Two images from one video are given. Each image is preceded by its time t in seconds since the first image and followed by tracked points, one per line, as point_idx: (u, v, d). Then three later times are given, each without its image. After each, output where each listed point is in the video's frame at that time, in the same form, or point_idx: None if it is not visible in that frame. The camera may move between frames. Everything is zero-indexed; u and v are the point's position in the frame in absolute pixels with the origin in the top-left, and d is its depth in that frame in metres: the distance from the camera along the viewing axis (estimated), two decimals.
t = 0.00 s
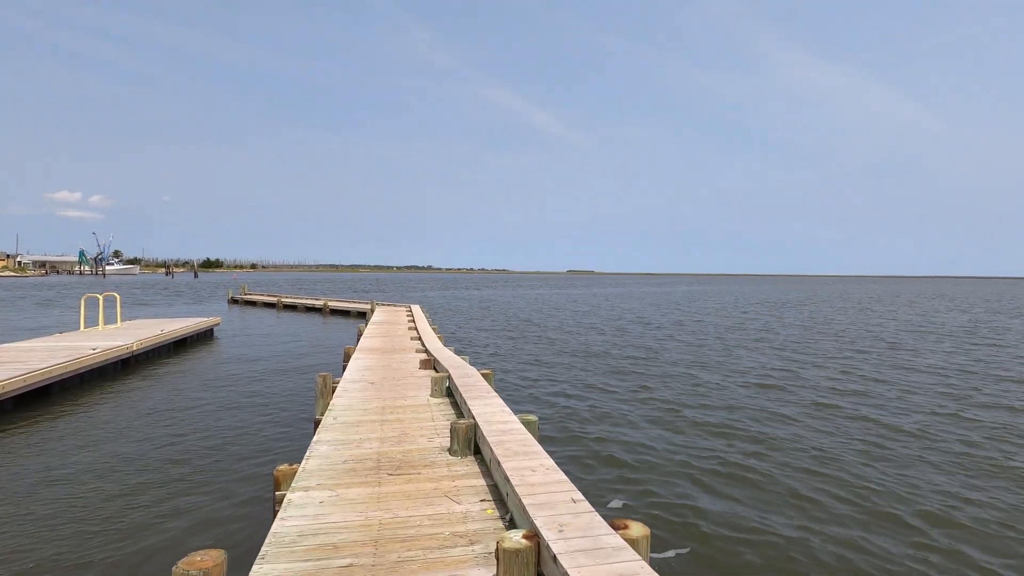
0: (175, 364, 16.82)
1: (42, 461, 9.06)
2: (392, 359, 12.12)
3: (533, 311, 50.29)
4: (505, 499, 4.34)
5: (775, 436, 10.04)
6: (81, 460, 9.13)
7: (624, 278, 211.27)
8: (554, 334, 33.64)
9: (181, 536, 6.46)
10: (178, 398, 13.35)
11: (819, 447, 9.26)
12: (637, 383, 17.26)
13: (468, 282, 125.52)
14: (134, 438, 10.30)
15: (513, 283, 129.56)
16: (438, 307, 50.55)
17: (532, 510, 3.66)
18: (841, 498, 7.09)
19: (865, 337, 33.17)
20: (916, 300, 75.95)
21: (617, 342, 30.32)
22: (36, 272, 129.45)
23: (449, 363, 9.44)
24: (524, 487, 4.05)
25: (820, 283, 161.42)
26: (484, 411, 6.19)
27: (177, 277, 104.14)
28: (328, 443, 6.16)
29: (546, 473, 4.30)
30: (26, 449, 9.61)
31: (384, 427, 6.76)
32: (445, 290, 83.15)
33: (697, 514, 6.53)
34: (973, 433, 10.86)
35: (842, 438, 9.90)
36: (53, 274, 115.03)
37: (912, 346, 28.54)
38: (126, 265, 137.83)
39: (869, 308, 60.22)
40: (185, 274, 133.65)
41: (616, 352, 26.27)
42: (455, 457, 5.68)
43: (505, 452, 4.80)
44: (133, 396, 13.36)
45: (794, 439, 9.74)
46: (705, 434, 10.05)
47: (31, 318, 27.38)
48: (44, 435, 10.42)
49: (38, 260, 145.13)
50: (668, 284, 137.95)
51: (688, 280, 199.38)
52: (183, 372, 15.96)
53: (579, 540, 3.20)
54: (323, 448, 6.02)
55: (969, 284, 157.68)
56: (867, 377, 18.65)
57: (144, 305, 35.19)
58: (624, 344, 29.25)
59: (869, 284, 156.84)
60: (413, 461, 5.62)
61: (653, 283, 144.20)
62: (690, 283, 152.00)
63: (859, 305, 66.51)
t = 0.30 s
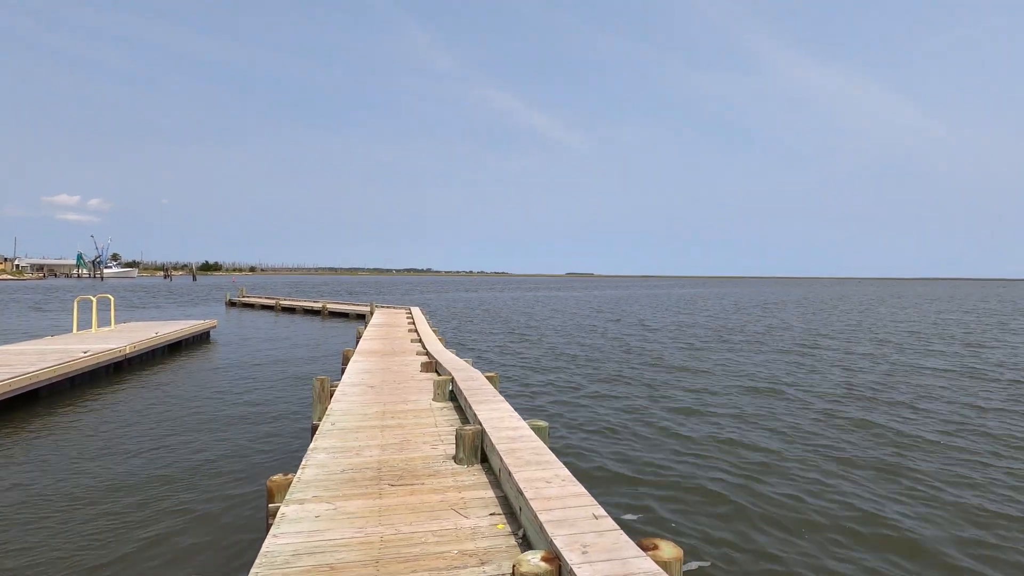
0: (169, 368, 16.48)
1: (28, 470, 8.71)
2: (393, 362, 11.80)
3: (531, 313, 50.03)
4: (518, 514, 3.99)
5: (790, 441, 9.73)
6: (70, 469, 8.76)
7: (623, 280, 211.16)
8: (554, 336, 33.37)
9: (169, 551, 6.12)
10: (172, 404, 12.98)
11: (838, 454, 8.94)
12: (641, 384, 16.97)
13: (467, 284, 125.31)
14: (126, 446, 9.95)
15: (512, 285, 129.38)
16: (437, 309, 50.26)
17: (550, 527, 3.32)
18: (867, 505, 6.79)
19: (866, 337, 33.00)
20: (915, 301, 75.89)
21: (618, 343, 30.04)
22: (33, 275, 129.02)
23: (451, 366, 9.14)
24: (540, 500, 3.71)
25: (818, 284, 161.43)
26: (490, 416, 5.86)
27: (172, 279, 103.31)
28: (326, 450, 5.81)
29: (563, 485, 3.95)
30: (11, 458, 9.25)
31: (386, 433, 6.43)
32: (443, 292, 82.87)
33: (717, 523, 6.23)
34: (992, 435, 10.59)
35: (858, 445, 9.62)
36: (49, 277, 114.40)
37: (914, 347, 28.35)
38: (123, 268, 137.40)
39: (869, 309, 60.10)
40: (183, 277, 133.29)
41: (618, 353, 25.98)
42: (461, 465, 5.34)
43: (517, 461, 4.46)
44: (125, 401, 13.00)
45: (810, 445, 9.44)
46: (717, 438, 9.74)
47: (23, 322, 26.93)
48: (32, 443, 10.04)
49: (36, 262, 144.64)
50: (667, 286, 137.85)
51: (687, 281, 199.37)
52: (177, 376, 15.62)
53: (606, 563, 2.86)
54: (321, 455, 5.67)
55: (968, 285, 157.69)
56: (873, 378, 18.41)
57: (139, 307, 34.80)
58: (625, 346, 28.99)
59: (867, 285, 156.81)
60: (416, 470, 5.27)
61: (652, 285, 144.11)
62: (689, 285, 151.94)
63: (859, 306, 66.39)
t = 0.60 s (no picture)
0: (164, 369, 16.16)
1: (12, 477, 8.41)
2: (393, 363, 11.45)
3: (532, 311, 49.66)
4: (528, 535, 3.66)
5: (803, 447, 9.39)
6: (57, 475, 8.43)
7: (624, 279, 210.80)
8: (556, 334, 33.02)
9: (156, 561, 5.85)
10: (166, 406, 12.63)
11: (855, 464, 8.61)
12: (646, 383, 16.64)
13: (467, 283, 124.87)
14: (116, 450, 9.60)
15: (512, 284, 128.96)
16: (438, 308, 49.88)
17: (567, 555, 2.99)
18: (890, 527, 6.46)
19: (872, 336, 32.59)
20: (918, 299, 75.46)
21: (621, 342, 29.68)
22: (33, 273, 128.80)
23: (453, 369, 8.79)
24: (554, 523, 3.36)
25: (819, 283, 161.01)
26: (496, 424, 5.52)
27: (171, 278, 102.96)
28: (322, 461, 5.47)
29: (577, 505, 3.61)
30: None
31: (385, 442, 6.09)
32: (444, 290, 82.58)
33: (735, 546, 5.90)
34: (1012, 438, 10.25)
35: (875, 452, 9.28)
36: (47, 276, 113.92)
37: (922, 345, 27.97)
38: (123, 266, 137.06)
39: (873, 308, 59.68)
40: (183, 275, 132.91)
41: (621, 352, 25.65)
42: (465, 478, 5.01)
43: (527, 476, 4.12)
44: (118, 404, 12.64)
45: (825, 452, 9.10)
46: (729, 444, 9.39)
47: (18, 321, 26.58)
48: (19, 448, 9.70)
49: (36, 261, 144.35)
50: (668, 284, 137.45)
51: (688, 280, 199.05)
52: (172, 377, 15.29)
53: None
54: (316, 467, 5.33)
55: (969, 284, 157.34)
56: (883, 377, 18.05)
57: (137, 305, 34.49)
58: (629, 344, 28.65)
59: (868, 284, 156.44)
60: (418, 483, 4.94)
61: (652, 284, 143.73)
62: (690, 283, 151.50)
63: (863, 304, 65.96)
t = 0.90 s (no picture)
0: (159, 368, 15.84)
1: None
2: (393, 364, 11.10)
3: (533, 312, 49.36)
4: (541, 555, 3.33)
5: (821, 452, 9.02)
6: (43, 481, 8.07)
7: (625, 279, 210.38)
8: (558, 336, 32.69)
9: None
10: (160, 408, 12.31)
11: (877, 468, 8.24)
12: (652, 384, 16.30)
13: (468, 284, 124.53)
14: (105, 455, 9.23)
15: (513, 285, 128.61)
16: (438, 309, 49.56)
17: None
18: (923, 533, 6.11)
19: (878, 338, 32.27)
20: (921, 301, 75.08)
21: (624, 343, 29.34)
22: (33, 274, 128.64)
23: (455, 370, 8.44)
24: (572, 546, 3.00)
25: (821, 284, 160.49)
26: (503, 430, 5.16)
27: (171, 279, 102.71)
28: (317, 469, 5.11)
29: (597, 524, 3.30)
30: None
31: (384, 449, 5.73)
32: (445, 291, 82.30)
33: (762, 559, 5.52)
34: None
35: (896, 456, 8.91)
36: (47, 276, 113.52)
37: (929, 347, 27.63)
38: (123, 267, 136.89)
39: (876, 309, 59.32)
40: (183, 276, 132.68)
41: (625, 353, 25.30)
42: (470, 488, 4.65)
43: (539, 489, 3.76)
44: (110, 406, 12.28)
45: (844, 456, 8.74)
46: (744, 447, 9.02)
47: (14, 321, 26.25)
48: (5, 452, 9.31)
49: (37, 261, 144.22)
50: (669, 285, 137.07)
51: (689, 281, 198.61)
52: (167, 377, 14.96)
53: None
54: (309, 476, 4.96)
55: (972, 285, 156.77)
56: (892, 380, 17.71)
57: (135, 306, 34.17)
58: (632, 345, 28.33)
59: (870, 285, 155.91)
60: (419, 494, 4.58)
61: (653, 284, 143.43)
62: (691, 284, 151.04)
63: (866, 306, 65.59)
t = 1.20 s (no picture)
0: (153, 371, 15.46)
1: None
2: (393, 367, 10.70)
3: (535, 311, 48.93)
4: None
5: (841, 459, 8.63)
6: (26, 492, 7.71)
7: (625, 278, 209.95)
8: (561, 334, 32.29)
9: None
10: (152, 411, 11.94)
11: (904, 478, 7.85)
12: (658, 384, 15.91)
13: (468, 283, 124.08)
14: (95, 463, 8.85)
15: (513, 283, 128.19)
16: (439, 308, 49.14)
17: None
18: (964, 559, 5.71)
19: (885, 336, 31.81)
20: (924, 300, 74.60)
21: (627, 342, 28.98)
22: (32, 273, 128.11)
23: (458, 375, 8.03)
24: None
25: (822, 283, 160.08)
26: (513, 443, 4.76)
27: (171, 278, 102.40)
28: (312, 486, 4.74)
29: (626, 559, 2.91)
30: None
31: (385, 462, 5.34)
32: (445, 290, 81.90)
33: None
34: None
35: (922, 464, 8.52)
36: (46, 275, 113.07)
37: (938, 346, 27.18)
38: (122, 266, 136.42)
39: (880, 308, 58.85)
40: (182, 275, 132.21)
41: (629, 352, 24.93)
42: (477, 508, 4.27)
43: (557, 517, 3.37)
44: (101, 411, 11.90)
45: (867, 465, 8.35)
46: (762, 456, 8.63)
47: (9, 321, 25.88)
48: None
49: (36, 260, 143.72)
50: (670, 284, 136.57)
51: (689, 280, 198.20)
52: (161, 380, 14.59)
53: None
54: (303, 494, 4.59)
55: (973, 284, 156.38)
56: (905, 380, 17.32)
57: (133, 305, 33.77)
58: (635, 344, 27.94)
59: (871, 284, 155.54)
60: (423, 515, 4.19)
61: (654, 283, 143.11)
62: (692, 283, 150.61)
63: (869, 304, 65.14)
